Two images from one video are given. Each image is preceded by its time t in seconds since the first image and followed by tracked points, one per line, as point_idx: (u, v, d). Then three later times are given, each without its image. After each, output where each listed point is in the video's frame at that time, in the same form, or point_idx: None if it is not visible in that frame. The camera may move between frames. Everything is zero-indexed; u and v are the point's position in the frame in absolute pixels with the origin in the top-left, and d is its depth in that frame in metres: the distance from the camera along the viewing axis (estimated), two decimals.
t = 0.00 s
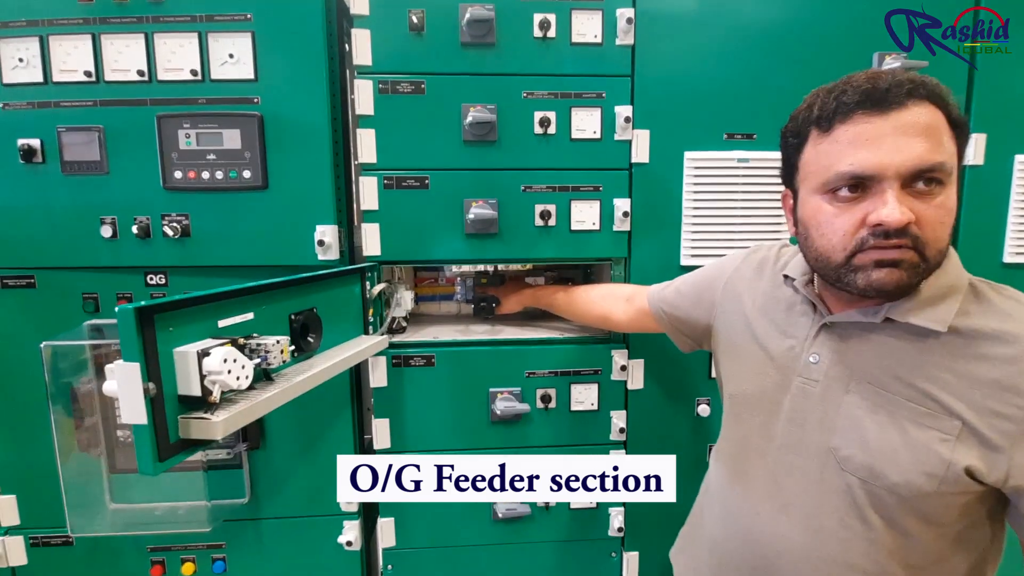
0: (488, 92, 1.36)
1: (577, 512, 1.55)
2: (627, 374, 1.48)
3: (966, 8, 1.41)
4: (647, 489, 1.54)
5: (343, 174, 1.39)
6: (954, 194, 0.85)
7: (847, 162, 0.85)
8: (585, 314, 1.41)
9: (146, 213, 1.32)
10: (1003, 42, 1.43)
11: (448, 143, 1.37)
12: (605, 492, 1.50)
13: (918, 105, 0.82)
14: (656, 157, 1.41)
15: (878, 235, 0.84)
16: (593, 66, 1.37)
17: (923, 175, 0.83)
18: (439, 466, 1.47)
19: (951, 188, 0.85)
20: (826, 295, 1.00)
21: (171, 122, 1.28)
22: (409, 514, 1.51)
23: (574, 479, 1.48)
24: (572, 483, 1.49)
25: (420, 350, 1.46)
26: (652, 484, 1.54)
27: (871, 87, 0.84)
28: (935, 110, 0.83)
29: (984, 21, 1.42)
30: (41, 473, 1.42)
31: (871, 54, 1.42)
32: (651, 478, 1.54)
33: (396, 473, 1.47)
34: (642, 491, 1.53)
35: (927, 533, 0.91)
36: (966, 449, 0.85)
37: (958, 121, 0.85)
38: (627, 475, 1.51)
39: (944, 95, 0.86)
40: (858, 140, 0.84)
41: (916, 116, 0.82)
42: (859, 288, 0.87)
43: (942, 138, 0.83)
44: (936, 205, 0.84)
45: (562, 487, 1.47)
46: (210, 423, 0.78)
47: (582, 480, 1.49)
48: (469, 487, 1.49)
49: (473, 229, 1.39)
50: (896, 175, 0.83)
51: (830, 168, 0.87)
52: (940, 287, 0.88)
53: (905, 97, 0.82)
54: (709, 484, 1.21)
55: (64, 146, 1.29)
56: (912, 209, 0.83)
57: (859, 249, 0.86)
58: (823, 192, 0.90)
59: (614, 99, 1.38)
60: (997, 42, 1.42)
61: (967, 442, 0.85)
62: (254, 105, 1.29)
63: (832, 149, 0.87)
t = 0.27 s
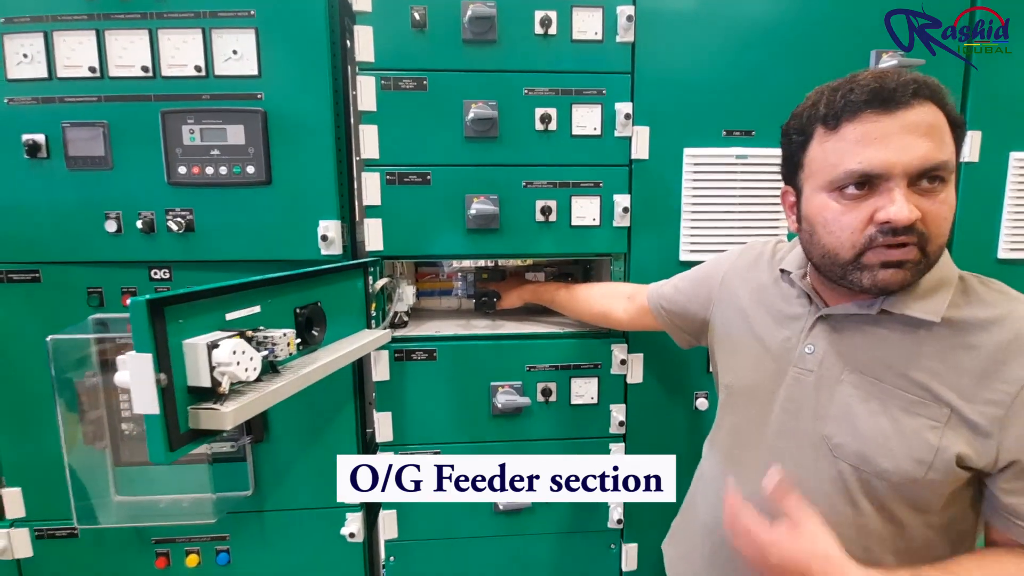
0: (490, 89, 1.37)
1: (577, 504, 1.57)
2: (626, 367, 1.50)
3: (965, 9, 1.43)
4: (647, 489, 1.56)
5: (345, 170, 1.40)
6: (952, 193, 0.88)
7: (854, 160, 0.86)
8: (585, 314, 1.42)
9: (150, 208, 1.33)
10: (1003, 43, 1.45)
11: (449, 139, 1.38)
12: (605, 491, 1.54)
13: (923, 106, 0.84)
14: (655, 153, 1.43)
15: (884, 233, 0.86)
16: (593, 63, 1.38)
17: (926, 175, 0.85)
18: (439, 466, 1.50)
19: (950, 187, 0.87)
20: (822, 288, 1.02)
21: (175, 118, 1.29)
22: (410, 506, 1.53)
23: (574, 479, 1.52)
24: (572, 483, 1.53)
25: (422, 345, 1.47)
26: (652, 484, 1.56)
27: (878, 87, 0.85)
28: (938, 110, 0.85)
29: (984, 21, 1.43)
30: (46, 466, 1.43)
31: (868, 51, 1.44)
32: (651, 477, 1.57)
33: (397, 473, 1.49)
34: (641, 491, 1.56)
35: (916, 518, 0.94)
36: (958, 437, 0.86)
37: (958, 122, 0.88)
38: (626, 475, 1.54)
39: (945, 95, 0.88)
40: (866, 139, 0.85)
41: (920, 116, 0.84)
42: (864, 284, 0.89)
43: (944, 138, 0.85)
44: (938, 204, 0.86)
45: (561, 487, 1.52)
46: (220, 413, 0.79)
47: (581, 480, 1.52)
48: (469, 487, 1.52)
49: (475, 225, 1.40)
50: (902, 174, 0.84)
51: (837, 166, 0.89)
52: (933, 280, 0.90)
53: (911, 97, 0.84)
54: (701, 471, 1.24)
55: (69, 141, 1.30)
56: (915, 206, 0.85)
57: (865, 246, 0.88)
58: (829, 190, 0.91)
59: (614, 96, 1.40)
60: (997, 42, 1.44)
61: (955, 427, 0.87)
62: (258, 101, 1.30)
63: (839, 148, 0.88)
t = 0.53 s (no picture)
0: (492, 88, 1.39)
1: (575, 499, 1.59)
2: (626, 364, 1.52)
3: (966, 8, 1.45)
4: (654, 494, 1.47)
5: (348, 169, 1.42)
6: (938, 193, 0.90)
7: (841, 160, 0.89)
8: (582, 314, 1.45)
9: (155, 206, 1.34)
10: (1003, 43, 1.46)
11: (451, 138, 1.40)
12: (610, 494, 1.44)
13: (907, 108, 0.87)
14: (655, 153, 1.44)
15: (870, 230, 0.88)
16: (594, 63, 1.40)
17: (911, 174, 0.88)
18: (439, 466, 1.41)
19: (935, 187, 0.89)
20: (812, 286, 1.04)
21: (180, 117, 1.30)
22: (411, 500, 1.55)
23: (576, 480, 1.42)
24: (574, 484, 1.44)
25: (424, 341, 1.49)
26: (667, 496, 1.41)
27: (864, 90, 0.88)
28: (922, 112, 0.88)
29: (984, 21, 1.45)
30: (52, 461, 1.44)
31: (865, 53, 1.46)
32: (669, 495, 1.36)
33: (396, 472, 1.41)
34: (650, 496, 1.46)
35: (900, 509, 0.97)
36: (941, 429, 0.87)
37: (942, 125, 0.90)
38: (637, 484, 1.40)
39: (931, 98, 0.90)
40: (852, 139, 0.88)
41: (905, 118, 0.86)
42: (851, 281, 0.91)
43: (928, 139, 0.87)
44: (922, 203, 0.88)
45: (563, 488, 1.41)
46: (230, 408, 0.81)
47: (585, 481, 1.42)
48: (468, 487, 1.44)
49: (478, 223, 1.42)
50: (886, 173, 0.87)
51: (825, 165, 0.91)
52: (919, 279, 0.92)
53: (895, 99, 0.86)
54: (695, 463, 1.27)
55: (75, 139, 1.31)
56: (900, 205, 0.87)
57: (852, 243, 0.90)
58: (817, 189, 0.93)
59: (615, 96, 1.41)
60: (997, 42, 1.46)
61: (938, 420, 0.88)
62: (261, 100, 1.31)
63: (827, 147, 0.91)
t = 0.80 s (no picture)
0: (493, 87, 1.39)
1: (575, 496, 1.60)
2: (625, 362, 1.53)
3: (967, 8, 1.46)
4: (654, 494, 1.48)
5: (348, 168, 1.42)
6: (927, 191, 0.90)
7: (826, 158, 0.90)
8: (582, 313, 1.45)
9: (156, 204, 1.35)
10: (1003, 43, 1.47)
11: (452, 137, 1.40)
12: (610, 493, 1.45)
13: (894, 106, 0.88)
14: (654, 151, 1.45)
15: (853, 226, 0.89)
16: (594, 63, 1.41)
17: (897, 172, 0.88)
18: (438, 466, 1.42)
19: (924, 185, 0.89)
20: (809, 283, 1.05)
21: (181, 115, 1.30)
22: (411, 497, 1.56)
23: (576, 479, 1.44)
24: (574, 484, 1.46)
25: (424, 339, 1.50)
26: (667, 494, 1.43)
27: (850, 89, 0.89)
28: (909, 111, 0.88)
29: (985, 21, 1.46)
30: (53, 458, 1.45)
31: (863, 53, 1.47)
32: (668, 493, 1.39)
33: (396, 473, 1.43)
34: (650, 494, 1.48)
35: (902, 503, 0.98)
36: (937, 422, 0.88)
37: (933, 123, 0.90)
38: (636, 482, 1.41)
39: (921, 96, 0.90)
40: (837, 138, 0.89)
41: (891, 116, 0.87)
42: (837, 277, 0.92)
43: (915, 137, 0.87)
44: (909, 200, 0.89)
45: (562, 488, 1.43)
46: (233, 404, 0.82)
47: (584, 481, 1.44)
48: (468, 488, 1.46)
49: (478, 221, 1.42)
50: (871, 171, 0.88)
51: (812, 164, 0.93)
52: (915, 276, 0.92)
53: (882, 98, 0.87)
54: (696, 459, 1.28)
55: (76, 137, 1.32)
56: (885, 202, 0.88)
57: (837, 239, 0.91)
58: (805, 187, 0.95)
59: (614, 95, 1.42)
60: (997, 42, 1.47)
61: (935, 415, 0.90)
62: (262, 99, 1.31)
63: (813, 146, 0.92)
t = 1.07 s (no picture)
0: (497, 81, 1.38)
1: (577, 493, 1.59)
2: (629, 358, 1.52)
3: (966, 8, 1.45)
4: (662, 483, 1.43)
5: (351, 161, 1.41)
6: (942, 170, 0.89)
7: (837, 138, 0.91)
8: (612, 330, 1.43)
9: (158, 198, 1.34)
10: (1003, 43, 1.47)
11: (456, 131, 1.39)
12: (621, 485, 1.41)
13: (906, 85, 0.88)
14: (659, 146, 1.44)
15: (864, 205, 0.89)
16: (599, 56, 1.40)
17: (909, 150, 0.88)
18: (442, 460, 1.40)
19: (939, 164, 0.89)
20: (829, 268, 1.06)
21: (182, 107, 1.29)
22: (413, 493, 1.55)
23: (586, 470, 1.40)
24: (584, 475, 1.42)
25: (426, 335, 1.49)
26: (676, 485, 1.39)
27: (861, 70, 0.90)
28: (922, 90, 0.88)
29: (984, 21, 1.46)
30: (52, 455, 1.44)
31: (869, 47, 1.45)
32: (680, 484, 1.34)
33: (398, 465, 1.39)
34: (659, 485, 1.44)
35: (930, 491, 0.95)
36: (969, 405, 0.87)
37: (948, 103, 0.90)
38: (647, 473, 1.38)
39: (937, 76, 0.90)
40: (847, 118, 0.90)
41: (903, 95, 0.88)
42: (849, 257, 0.93)
43: (928, 116, 0.87)
44: (922, 178, 0.88)
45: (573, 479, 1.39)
46: (235, 397, 0.81)
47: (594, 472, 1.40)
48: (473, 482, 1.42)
49: (479, 216, 1.41)
50: (882, 149, 0.88)
51: (824, 144, 0.94)
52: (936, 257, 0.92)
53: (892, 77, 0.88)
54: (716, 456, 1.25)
55: (76, 130, 1.31)
56: (897, 181, 0.88)
57: (848, 219, 0.92)
58: (818, 168, 0.96)
59: (618, 89, 1.41)
60: (997, 42, 1.46)
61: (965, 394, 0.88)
62: (265, 92, 1.30)
63: (825, 127, 0.93)
